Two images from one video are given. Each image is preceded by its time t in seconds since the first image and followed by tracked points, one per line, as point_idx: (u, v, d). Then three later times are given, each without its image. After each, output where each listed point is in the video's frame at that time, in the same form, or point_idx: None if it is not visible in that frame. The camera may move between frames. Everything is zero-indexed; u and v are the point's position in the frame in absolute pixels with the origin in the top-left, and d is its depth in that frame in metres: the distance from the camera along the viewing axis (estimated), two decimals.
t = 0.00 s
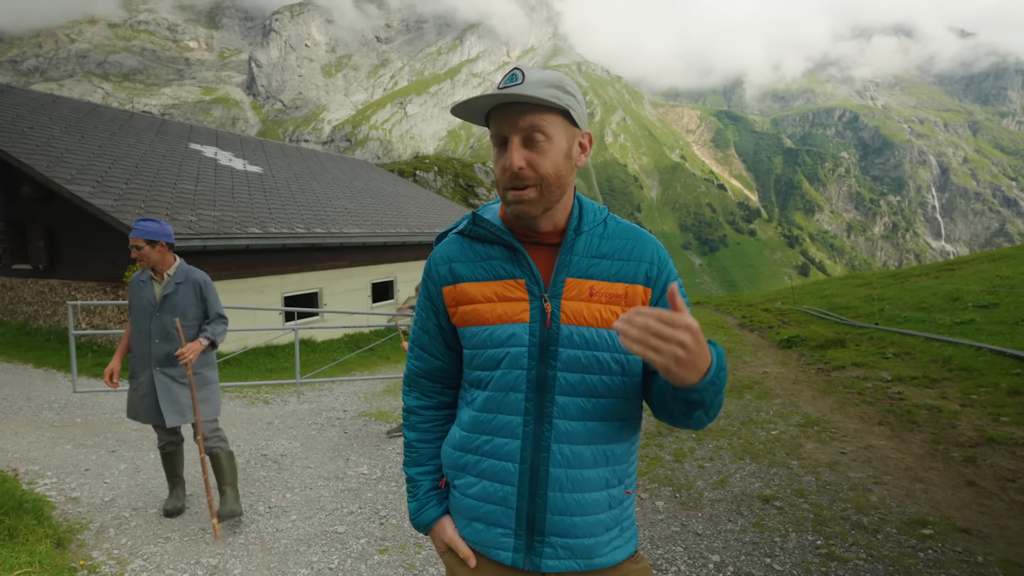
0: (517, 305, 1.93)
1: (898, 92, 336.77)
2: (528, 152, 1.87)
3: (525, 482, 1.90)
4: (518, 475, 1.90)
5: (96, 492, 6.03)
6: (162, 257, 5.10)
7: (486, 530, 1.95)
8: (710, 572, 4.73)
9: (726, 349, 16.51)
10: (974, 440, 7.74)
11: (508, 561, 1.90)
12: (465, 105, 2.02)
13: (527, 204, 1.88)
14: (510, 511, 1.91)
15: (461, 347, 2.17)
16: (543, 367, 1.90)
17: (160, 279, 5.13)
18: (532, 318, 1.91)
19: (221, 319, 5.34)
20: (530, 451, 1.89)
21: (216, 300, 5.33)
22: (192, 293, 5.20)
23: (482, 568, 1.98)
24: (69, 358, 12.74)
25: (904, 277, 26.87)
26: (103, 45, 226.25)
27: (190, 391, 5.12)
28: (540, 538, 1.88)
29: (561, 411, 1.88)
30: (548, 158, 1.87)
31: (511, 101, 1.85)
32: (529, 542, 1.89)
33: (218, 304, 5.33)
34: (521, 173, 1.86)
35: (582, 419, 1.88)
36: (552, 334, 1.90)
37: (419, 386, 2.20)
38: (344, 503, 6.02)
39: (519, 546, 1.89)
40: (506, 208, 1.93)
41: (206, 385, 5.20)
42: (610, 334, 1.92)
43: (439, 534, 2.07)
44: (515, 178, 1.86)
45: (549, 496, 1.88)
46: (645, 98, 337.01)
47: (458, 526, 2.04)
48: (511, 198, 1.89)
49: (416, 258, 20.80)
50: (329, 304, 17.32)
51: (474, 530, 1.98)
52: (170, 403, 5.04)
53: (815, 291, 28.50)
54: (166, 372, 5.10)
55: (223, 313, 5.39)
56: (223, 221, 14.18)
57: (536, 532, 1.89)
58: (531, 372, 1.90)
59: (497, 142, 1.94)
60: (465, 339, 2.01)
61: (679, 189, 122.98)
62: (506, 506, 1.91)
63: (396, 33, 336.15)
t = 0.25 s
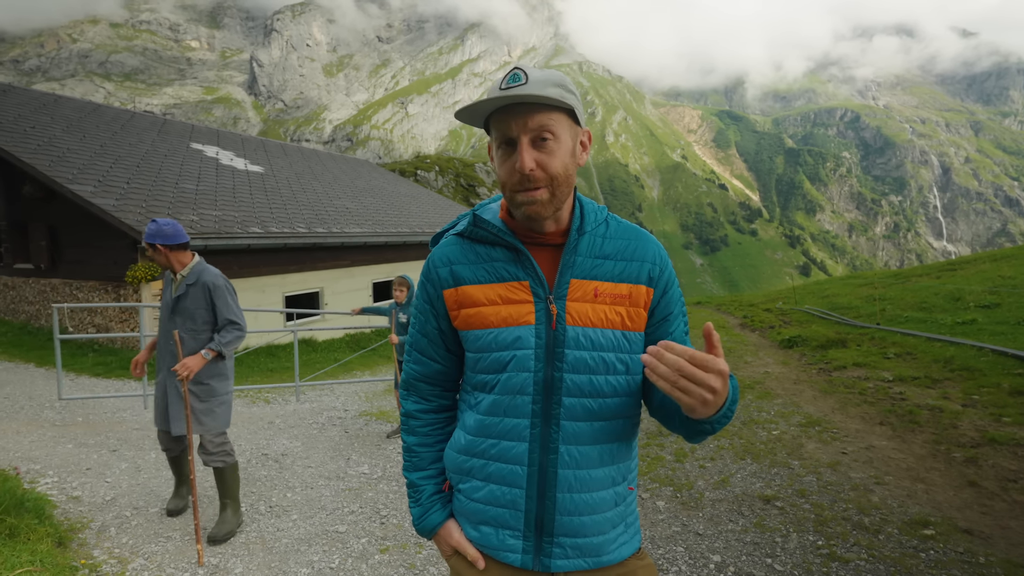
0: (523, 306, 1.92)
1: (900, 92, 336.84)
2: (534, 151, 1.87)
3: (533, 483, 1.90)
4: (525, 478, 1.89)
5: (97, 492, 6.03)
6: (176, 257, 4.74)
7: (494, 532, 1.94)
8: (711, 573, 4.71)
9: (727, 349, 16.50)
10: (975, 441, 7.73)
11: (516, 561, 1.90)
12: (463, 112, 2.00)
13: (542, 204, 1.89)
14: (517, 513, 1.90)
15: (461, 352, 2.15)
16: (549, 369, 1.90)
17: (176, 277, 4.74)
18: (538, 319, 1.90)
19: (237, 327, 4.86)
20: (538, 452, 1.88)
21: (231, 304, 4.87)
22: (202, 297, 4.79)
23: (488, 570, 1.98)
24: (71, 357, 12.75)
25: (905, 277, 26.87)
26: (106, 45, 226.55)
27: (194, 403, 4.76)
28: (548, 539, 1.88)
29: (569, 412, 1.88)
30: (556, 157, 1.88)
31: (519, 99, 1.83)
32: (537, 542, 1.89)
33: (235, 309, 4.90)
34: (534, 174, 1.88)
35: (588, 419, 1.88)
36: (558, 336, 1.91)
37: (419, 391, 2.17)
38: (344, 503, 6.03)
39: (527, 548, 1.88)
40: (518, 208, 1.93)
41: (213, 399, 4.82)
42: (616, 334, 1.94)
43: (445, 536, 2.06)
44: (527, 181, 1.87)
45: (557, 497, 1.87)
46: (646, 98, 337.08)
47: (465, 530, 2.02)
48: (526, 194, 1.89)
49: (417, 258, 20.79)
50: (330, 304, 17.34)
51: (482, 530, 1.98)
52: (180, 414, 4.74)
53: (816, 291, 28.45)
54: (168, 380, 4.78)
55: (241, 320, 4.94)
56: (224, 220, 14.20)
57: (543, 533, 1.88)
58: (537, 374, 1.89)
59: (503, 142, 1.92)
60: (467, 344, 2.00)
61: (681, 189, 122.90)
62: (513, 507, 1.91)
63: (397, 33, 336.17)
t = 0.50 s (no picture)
0: (526, 306, 1.92)
1: (901, 91, 336.90)
2: (523, 151, 1.86)
3: (538, 485, 1.89)
4: (531, 481, 1.89)
5: (98, 491, 6.04)
6: (185, 253, 4.75)
7: (500, 536, 1.94)
8: (714, 573, 4.71)
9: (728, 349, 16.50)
10: (977, 441, 7.72)
11: (523, 563, 1.89)
12: (454, 111, 1.99)
13: (534, 206, 1.89)
14: (523, 516, 1.90)
15: (462, 355, 2.15)
16: (555, 369, 1.89)
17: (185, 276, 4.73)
18: (542, 322, 1.90)
19: (241, 328, 4.76)
20: (542, 456, 1.89)
21: (237, 303, 4.80)
22: (207, 295, 4.75)
23: (496, 571, 1.98)
24: (72, 356, 12.76)
25: (906, 277, 26.89)
26: (107, 44, 226.81)
27: (200, 402, 4.74)
28: (556, 541, 1.88)
29: (574, 413, 1.87)
30: (554, 162, 1.89)
31: (509, 102, 1.82)
32: (544, 545, 1.89)
33: (241, 308, 4.83)
34: (535, 176, 1.88)
35: (593, 420, 1.88)
36: (562, 338, 1.90)
37: (419, 394, 2.17)
38: (345, 502, 6.03)
39: (533, 550, 1.89)
40: (515, 212, 1.93)
41: (222, 400, 4.78)
42: (621, 335, 1.93)
43: (451, 542, 2.05)
44: (527, 184, 1.87)
45: (563, 498, 1.88)
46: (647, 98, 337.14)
47: (471, 534, 2.02)
48: (523, 198, 1.89)
49: (419, 257, 20.80)
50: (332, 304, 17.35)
51: (488, 533, 1.97)
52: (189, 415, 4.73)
53: (818, 291, 28.42)
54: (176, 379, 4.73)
55: (247, 318, 4.86)
56: (226, 220, 14.21)
57: (551, 536, 1.88)
58: (542, 375, 1.89)
59: (508, 139, 1.88)
60: (469, 347, 1.99)
61: (682, 188, 122.88)
62: (519, 508, 1.91)
63: (398, 33, 336.27)
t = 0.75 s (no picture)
0: (522, 301, 1.94)
1: (903, 90, 336.94)
2: (512, 145, 1.88)
3: (532, 484, 1.89)
4: (527, 480, 1.91)
5: (99, 490, 6.05)
6: (187, 252, 4.77)
7: (493, 533, 1.95)
8: (714, 572, 4.71)
9: (729, 348, 16.51)
10: (978, 441, 7.72)
11: (518, 563, 1.90)
12: (454, 101, 2.03)
13: (528, 206, 1.91)
14: (519, 512, 1.91)
15: (467, 349, 2.17)
16: (552, 367, 1.88)
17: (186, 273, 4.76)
18: (539, 318, 1.90)
19: (234, 333, 4.73)
20: (539, 453, 1.89)
21: (232, 307, 4.76)
22: (203, 297, 4.73)
23: (490, 570, 1.98)
24: (73, 356, 12.77)
25: (908, 276, 26.90)
26: (109, 44, 227.11)
27: (193, 403, 4.73)
28: (549, 542, 1.88)
29: (569, 411, 1.86)
30: (555, 161, 1.90)
31: (511, 97, 1.84)
32: (538, 544, 1.89)
33: (236, 312, 4.79)
34: (536, 171, 1.89)
35: (589, 420, 1.86)
36: (558, 336, 1.89)
37: (428, 386, 2.21)
38: (347, 501, 6.05)
39: (527, 549, 1.89)
40: (513, 210, 1.95)
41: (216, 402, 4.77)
42: (619, 335, 1.90)
43: (449, 536, 2.06)
44: (531, 179, 1.88)
45: (558, 497, 1.87)
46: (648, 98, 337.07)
47: (467, 528, 2.04)
48: (523, 197, 1.90)
49: (420, 257, 20.80)
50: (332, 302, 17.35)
51: (483, 530, 1.98)
52: (182, 413, 4.75)
53: (819, 290, 28.40)
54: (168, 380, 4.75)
55: (242, 323, 4.83)
56: (226, 220, 14.22)
57: (545, 536, 1.88)
58: (536, 372, 1.90)
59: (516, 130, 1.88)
60: (470, 344, 2.02)
61: (683, 188, 122.54)
62: (516, 506, 1.91)
63: (399, 32, 336.36)
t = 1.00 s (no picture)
0: (516, 299, 1.92)
1: (904, 90, 336.81)
2: (500, 144, 1.87)
3: (520, 481, 1.86)
4: (516, 480, 1.88)
5: (100, 490, 6.06)
6: (174, 253, 4.72)
7: (481, 523, 1.95)
8: (714, 572, 4.71)
9: (729, 348, 16.52)
10: (979, 440, 7.72)
11: (505, 562, 1.88)
12: (454, 100, 2.03)
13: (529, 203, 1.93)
14: (506, 508, 1.89)
15: (473, 342, 2.22)
16: (541, 365, 1.86)
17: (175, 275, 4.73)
18: (531, 315, 1.88)
19: (224, 335, 4.71)
20: (528, 455, 1.85)
21: (221, 309, 4.72)
22: (190, 299, 4.69)
23: (480, 566, 1.98)
24: (75, 356, 12.81)
25: (909, 276, 26.88)
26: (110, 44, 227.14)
27: (182, 405, 4.71)
28: (535, 539, 1.84)
29: (560, 412, 1.82)
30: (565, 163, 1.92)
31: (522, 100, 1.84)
32: (524, 542, 1.86)
33: (225, 313, 4.74)
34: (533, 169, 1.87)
35: (583, 421, 1.81)
36: (549, 331, 1.86)
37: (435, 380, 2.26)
38: (348, 500, 6.05)
39: (513, 546, 1.88)
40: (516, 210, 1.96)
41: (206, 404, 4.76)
42: (610, 335, 1.81)
43: (444, 526, 2.08)
44: (536, 171, 1.87)
45: (544, 497, 1.82)
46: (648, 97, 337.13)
47: (461, 520, 2.05)
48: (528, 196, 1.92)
49: (420, 256, 20.80)
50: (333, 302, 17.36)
51: (475, 527, 1.97)
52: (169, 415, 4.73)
53: (820, 290, 28.42)
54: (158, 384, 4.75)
55: (233, 324, 4.79)
56: (227, 219, 14.22)
57: (530, 533, 1.85)
58: (527, 368, 1.87)
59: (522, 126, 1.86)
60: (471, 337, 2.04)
61: (683, 187, 122.20)
62: (504, 502, 1.90)
63: (400, 32, 336.60)
